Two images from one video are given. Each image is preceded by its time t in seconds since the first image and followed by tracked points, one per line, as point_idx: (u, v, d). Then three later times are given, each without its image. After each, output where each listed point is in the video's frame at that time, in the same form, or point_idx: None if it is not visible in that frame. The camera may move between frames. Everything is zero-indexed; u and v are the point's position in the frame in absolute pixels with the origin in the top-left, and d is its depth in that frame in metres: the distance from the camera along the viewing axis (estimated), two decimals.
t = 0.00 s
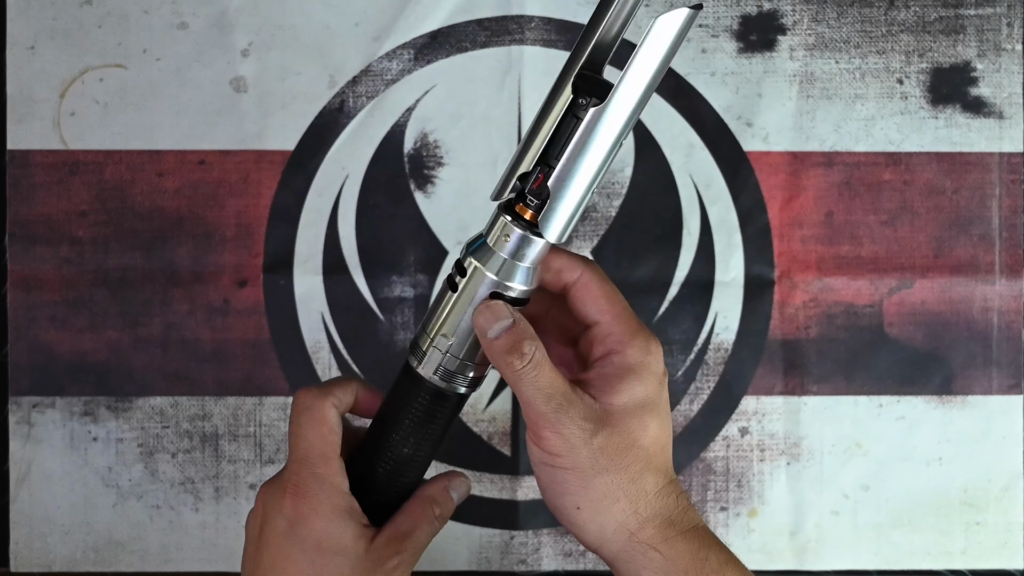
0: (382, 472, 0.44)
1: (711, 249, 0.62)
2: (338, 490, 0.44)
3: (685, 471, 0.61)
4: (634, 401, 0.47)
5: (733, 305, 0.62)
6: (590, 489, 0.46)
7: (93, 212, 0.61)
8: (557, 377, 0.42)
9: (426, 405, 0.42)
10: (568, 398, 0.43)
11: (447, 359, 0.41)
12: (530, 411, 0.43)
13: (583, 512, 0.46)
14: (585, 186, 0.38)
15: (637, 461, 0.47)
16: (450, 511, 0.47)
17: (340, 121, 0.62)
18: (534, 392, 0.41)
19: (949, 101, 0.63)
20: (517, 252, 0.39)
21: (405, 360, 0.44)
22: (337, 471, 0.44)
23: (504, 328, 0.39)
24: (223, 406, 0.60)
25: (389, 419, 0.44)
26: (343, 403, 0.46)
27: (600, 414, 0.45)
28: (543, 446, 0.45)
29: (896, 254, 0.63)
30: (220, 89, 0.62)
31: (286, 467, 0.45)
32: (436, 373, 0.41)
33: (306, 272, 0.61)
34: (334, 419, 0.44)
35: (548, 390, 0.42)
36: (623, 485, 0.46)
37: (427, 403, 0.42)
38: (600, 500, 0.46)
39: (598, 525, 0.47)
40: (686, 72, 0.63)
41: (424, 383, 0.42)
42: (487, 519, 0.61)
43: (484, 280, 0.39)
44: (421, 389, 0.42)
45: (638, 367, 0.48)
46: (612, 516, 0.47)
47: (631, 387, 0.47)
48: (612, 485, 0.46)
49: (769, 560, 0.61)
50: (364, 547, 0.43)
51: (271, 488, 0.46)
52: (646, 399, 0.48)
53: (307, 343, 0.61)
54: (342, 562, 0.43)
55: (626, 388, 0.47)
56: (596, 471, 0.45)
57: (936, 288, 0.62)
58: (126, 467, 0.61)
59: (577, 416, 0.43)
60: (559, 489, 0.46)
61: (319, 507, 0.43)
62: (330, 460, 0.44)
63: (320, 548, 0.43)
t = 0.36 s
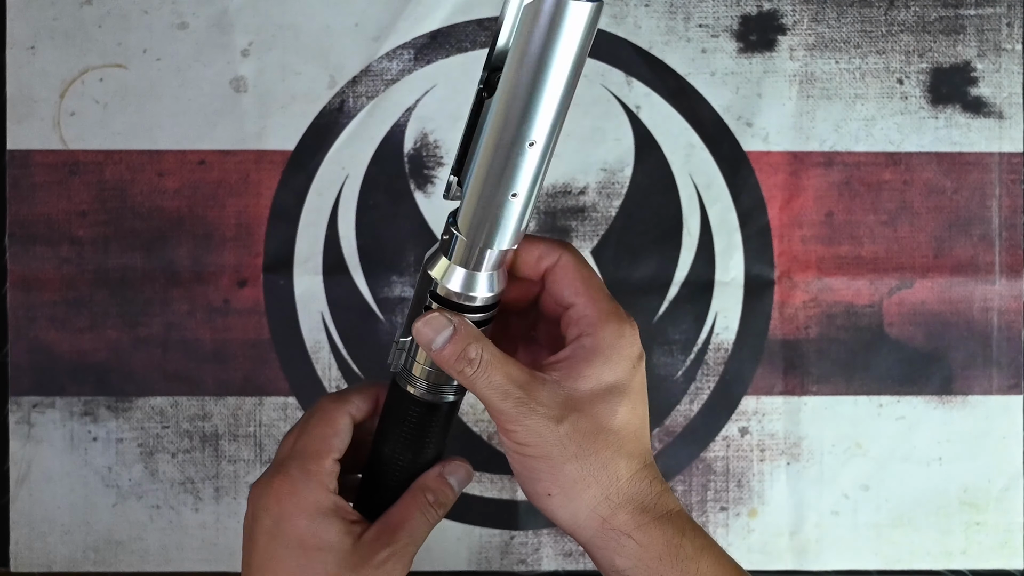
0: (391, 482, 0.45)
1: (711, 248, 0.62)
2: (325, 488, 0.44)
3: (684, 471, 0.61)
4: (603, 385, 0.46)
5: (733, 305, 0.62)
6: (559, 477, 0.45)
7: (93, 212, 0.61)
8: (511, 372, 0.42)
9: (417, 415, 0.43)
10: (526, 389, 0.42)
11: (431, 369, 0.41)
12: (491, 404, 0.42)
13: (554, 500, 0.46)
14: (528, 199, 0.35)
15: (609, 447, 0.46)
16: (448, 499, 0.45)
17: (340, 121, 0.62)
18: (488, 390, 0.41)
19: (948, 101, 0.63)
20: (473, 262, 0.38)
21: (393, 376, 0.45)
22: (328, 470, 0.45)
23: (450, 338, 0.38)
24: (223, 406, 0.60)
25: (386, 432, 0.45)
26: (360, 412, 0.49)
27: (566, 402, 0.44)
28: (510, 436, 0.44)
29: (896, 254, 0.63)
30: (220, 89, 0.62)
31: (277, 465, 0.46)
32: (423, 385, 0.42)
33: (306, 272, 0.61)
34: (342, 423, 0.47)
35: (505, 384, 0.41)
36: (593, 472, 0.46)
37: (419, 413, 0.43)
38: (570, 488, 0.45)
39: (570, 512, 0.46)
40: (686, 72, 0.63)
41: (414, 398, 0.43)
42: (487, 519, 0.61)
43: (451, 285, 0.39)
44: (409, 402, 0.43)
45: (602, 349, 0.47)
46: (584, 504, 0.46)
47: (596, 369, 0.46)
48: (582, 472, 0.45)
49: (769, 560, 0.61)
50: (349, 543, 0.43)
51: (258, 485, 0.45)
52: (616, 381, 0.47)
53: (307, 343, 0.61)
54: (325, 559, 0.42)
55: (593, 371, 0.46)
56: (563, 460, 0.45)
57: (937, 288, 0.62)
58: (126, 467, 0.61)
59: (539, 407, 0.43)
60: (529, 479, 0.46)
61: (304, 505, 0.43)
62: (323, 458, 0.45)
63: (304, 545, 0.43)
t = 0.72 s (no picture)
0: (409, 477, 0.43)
1: (711, 248, 0.62)
2: (303, 471, 0.47)
3: (684, 471, 0.61)
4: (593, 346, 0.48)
5: (733, 305, 0.62)
6: (563, 438, 0.45)
7: (93, 212, 0.61)
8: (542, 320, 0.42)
9: (414, 395, 0.40)
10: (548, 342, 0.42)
11: (410, 340, 0.38)
12: (512, 354, 0.41)
13: (558, 463, 0.46)
14: (439, 122, 0.36)
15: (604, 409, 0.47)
16: (434, 495, 0.40)
17: (340, 121, 0.62)
18: (523, 333, 0.41)
19: (948, 101, 0.63)
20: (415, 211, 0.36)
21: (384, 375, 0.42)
22: (312, 457, 0.48)
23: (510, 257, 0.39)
24: (223, 406, 0.60)
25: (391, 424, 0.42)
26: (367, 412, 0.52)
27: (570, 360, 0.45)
28: (519, 394, 0.43)
29: (896, 254, 0.63)
30: (220, 90, 0.62)
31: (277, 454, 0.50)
32: (412, 360, 0.39)
33: (306, 272, 0.61)
34: (344, 416, 0.51)
35: (534, 334, 0.41)
36: (593, 434, 0.46)
37: (415, 392, 0.40)
38: (573, 449, 0.45)
39: (567, 475, 0.46)
40: (686, 72, 0.63)
41: (407, 377, 0.40)
42: (487, 519, 0.61)
43: (401, 246, 0.37)
44: (406, 379, 0.40)
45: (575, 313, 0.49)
46: (582, 467, 0.46)
47: (581, 331, 0.48)
48: (583, 433, 0.45)
49: (769, 560, 0.61)
50: (316, 526, 0.44)
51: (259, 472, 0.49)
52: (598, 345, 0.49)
53: (307, 343, 0.61)
54: (286, 538, 0.44)
55: (579, 333, 0.47)
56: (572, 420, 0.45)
57: (936, 288, 0.62)
58: (126, 467, 0.61)
59: (558, 360, 0.43)
60: (533, 442, 0.45)
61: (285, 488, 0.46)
62: (310, 445, 0.49)
63: (271, 523, 0.45)
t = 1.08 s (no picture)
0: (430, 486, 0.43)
1: (711, 249, 0.62)
2: (316, 477, 0.48)
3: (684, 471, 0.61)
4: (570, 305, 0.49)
5: (733, 305, 0.62)
6: (565, 391, 0.45)
7: (93, 212, 0.61)
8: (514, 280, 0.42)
9: (421, 399, 0.40)
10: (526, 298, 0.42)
11: (404, 343, 0.38)
12: (492, 316, 0.41)
13: (562, 419, 0.46)
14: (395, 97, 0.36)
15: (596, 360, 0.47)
16: (426, 501, 0.40)
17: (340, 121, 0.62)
18: (497, 294, 0.40)
19: (948, 101, 0.63)
20: (388, 209, 0.36)
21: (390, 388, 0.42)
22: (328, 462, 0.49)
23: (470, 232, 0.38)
24: (223, 407, 0.60)
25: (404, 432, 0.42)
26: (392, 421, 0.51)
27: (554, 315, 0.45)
28: (511, 355, 0.43)
29: (896, 254, 0.63)
30: (220, 89, 0.62)
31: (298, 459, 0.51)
32: (412, 364, 0.39)
33: (306, 272, 0.61)
34: (369, 423, 0.50)
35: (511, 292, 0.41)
36: (593, 384, 0.46)
37: (422, 396, 0.40)
38: (577, 402, 0.46)
39: (575, 430, 0.46)
40: (686, 72, 0.63)
41: (413, 383, 0.40)
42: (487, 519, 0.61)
43: (380, 247, 0.36)
44: (410, 386, 0.40)
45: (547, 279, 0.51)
46: (588, 420, 0.46)
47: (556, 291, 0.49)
48: (582, 384, 0.46)
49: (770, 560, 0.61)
50: (319, 529, 0.44)
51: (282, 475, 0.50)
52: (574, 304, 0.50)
53: (307, 343, 0.61)
54: (288, 540, 0.44)
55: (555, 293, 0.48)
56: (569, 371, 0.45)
57: (936, 288, 0.62)
58: (126, 467, 0.61)
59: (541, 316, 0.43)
60: (533, 401, 0.45)
61: (296, 491, 0.47)
62: (328, 450, 0.49)
63: (277, 524, 0.46)
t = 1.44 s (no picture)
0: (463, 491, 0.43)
1: (711, 249, 0.62)
2: (325, 477, 0.47)
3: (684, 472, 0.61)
4: (556, 315, 0.46)
5: (733, 305, 0.62)
6: (540, 410, 0.43)
7: (93, 212, 0.61)
8: (482, 300, 0.39)
9: (433, 402, 0.40)
10: (494, 319, 0.40)
11: (409, 349, 0.38)
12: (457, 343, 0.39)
13: (538, 439, 0.44)
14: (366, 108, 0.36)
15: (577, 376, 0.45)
16: (442, 501, 0.40)
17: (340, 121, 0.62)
18: (461, 322, 0.38)
19: (948, 101, 0.63)
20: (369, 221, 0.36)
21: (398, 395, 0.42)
22: (338, 461, 0.48)
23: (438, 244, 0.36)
24: (223, 406, 0.60)
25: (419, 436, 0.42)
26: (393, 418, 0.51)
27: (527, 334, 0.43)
28: (480, 380, 0.41)
29: (896, 254, 0.63)
30: (220, 89, 0.62)
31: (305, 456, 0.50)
32: (418, 368, 0.39)
33: (306, 272, 0.61)
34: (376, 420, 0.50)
35: (474, 314, 0.38)
36: (572, 401, 0.44)
37: (433, 399, 0.40)
38: (554, 420, 0.44)
39: (554, 450, 0.45)
40: (686, 72, 0.63)
41: (423, 386, 0.40)
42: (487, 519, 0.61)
43: (371, 258, 0.36)
44: (420, 390, 0.40)
45: (541, 282, 0.48)
46: (568, 439, 0.45)
47: (543, 298, 0.46)
48: (560, 402, 0.44)
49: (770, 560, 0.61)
50: (330, 531, 0.44)
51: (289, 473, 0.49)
52: (565, 313, 0.46)
53: (307, 343, 0.61)
54: (300, 542, 0.44)
55: (540, 304, 0.46)
56: (542, 390, 0.43)
57: (937, 288, 0.62)
58: (126, 467, 0.61)
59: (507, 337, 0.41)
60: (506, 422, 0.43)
61: (302, 492, 0.46)
62: (337, 449, 0.49)
63: (286, 527, 0.45)
